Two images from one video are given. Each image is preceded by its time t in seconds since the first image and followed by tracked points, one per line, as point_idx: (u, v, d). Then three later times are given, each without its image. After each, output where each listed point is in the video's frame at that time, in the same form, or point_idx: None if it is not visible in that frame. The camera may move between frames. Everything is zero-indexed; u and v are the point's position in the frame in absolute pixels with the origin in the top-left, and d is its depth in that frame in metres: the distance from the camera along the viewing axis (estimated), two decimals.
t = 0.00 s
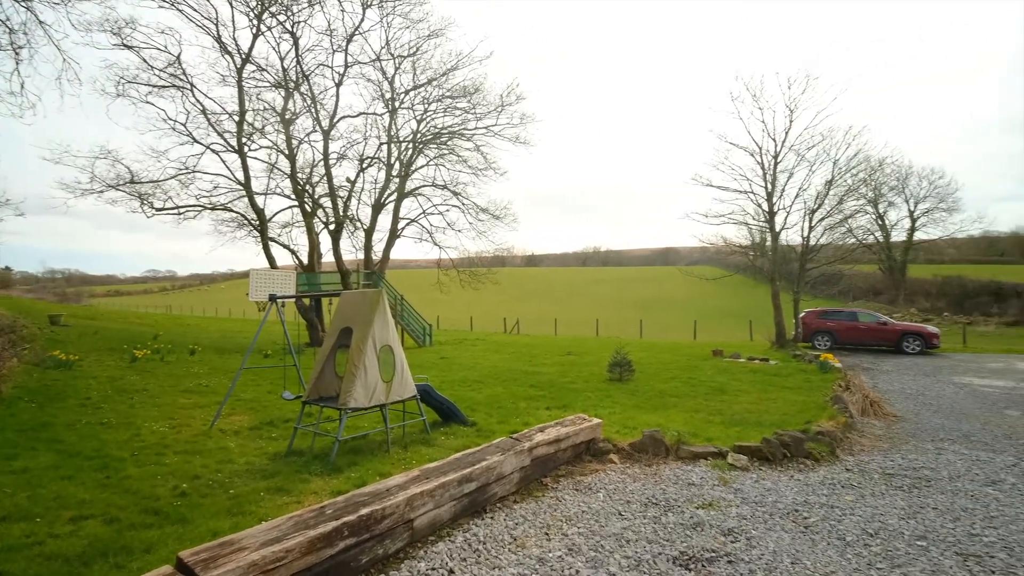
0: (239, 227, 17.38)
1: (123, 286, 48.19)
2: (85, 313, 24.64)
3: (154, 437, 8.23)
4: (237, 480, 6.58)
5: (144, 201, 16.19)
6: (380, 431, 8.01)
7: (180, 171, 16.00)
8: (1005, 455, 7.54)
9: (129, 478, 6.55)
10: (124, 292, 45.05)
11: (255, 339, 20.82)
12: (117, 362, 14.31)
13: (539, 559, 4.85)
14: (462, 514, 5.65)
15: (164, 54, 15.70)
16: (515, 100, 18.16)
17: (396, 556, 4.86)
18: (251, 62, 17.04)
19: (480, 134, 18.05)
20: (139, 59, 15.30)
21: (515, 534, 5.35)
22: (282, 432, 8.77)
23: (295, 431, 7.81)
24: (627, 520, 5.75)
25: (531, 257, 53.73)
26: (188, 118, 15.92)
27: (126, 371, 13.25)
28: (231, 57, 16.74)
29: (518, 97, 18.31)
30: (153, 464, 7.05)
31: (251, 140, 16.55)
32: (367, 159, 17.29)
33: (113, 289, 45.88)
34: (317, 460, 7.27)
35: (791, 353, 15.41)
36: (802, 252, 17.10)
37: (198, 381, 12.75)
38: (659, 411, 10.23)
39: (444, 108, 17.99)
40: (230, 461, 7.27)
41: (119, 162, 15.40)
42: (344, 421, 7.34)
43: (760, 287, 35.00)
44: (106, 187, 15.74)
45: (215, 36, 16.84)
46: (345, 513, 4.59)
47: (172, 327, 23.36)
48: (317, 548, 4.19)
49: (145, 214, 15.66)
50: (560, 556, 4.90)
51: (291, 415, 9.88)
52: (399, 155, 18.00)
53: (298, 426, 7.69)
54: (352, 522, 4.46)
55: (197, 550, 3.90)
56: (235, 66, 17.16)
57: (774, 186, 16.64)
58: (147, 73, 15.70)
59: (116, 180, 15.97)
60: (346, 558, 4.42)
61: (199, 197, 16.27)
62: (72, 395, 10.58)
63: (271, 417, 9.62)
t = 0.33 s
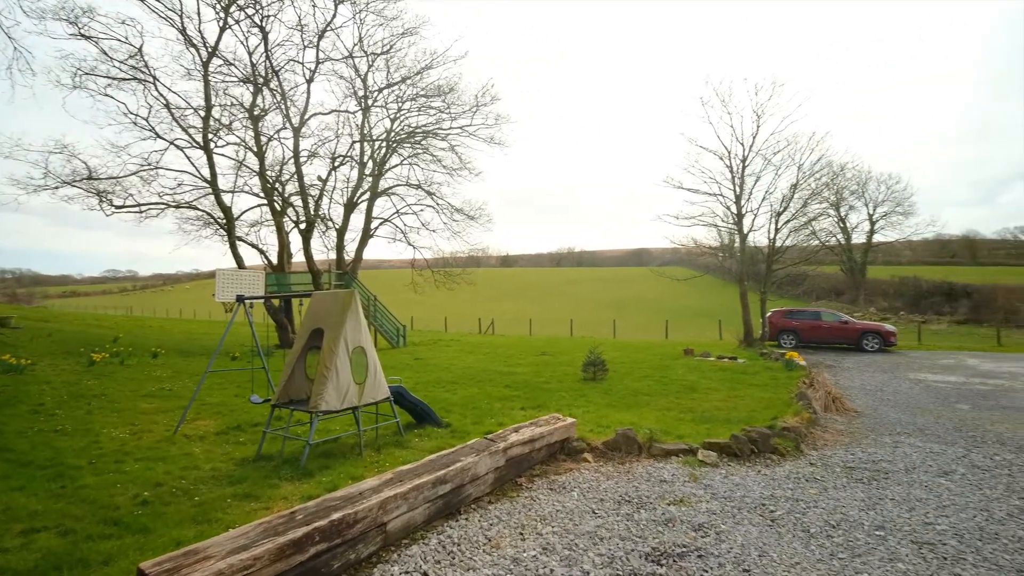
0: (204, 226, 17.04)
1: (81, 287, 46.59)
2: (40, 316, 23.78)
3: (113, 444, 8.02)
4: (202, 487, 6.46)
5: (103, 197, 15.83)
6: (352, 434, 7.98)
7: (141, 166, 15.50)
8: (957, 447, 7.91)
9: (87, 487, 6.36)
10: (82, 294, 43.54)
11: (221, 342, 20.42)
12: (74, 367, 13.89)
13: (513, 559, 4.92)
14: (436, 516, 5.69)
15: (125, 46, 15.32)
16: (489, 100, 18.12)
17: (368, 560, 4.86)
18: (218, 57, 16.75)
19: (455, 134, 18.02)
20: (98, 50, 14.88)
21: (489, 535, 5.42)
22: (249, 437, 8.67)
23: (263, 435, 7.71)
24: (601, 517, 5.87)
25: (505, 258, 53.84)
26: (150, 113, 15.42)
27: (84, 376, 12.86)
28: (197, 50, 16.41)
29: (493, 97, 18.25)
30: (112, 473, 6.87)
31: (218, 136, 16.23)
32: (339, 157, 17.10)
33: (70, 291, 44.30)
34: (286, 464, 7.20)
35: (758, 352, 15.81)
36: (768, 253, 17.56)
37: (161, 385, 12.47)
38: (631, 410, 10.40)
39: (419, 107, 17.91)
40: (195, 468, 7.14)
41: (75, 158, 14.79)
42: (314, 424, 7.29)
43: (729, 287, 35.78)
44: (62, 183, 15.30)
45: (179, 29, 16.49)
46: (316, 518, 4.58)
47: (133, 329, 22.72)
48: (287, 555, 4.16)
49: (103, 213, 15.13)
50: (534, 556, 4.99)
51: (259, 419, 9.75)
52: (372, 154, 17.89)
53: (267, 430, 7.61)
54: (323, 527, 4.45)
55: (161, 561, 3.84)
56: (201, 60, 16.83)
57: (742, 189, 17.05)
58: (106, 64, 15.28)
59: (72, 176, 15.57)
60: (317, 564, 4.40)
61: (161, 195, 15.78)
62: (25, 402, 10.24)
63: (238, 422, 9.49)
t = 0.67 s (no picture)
0: (165, 224, 16.72)
1: (34, 288, 44.88)
2: None
3: (66, 453, 7.75)
4: (161, 497, 6.27)
5: (55, 192, 15.43)
6: (321, 438, 7.90)
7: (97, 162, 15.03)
8: (909, 440, 8.28)
9: (37, 498, 6.10)
10: (36, 296, 41.94)
11: (184, 344, 19.94)
12: (26, 372, 13.39)
13: (485, 560, 4.98)
14: (408, 520, 5.70)
15: (79, 35, 14.85)
16: (462, 101, 18.20)
17: (338, 567, 4.83)
18: (180, 49, 16.35)
19: (427, 133, 18.00)
20: (51, 39, 14.40)
21: (462, 537, 5.46)
22: (211, 443, 8.48)
23: (227, 442, 7.56)
24: (573, 516, 5.99)
25: (479, 259, 53.96)
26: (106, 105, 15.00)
27: (37, 383, 12.42)
28: (158, 42, 15.99)
29: (465, 98, 18.31)
30: (65, 483, 6.62)
31: (180, 131, 15.83)
32: (308, 155, 16.90)
33: (23, 293, 42.65)
34: (252, 471, 7.07)
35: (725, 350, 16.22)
36: (733, 254, 18.02)
37: (119, 391, 12.11)
38: (603, 409, 10.57)
39: (390, 105, 17.84)
40: (154, 476, 6.94)
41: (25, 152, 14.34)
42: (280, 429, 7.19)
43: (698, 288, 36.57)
44: (12, 177, 14.82)
45: (139, 20, 16.06)
46: (283, 526, 4.53)
47: (91, 332, 22.01)
48: (253, 563, 4.10)
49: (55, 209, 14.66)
50: (507, 557, 5.06)
51: (223, 425, 9.57)
52: (343, 152, 17.74)
53: (232, 436, 7.45)
54: (291, 534, 4.41)
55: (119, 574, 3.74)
56: (162, 52, 16.42)
57: (709, 192, 17.46)
58: (59, 54, 14.79)
59: (23, 169, 15.13)
60: (285, 573, 4.35)
61: (118, 191, 15.33)
62: None
63: (201, 428, 9.29)
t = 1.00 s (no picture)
0: (119, 221, 16.30)
1: None
2: None
3: (12, 464, 7.38)
4: (115, 507, 6.00)
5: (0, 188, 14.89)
6: (287, 443, 7.75)
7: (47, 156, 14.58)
8: (865, 434, 8.63)
9: None
10: None
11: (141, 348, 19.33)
12: None
13: (456, 563, 5.01)
14: (378, 523, 5.67)
15: (28, 22, 14.27)
16: (432, 99, 18.12)
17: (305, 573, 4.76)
18: (137, 38, 15.73)
19: (397, 132, 17.87)
20: None
21: (433, 540, 5.48)
22: (170, 450, 8.22)
23: (187, 448, 7.33)
24: (544, 516, 6.08)
25: (450, 259, 53.90)
26: (56, 97, 14.47)
27: None
28: (113, 31, 15.46)
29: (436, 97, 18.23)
30: (11, 495, 6.28)
31: (136, 125, 15.31)
32: (274, 152, 16.61)
33: None
34: (215, 477, 6.86)
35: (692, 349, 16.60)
36: (699, 256, 18.44)
37: (69, 398, 11.67)
38: (574, 409, 10.69)
39: (360, 103, 17.68)
40: (108, 485, 6.65)
41: None
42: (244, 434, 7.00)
43: (665, 289, 37.26)
44: None
45: (92, 8, 15.52)
46: (247, 534, 4.44)
47: (42, 336, 21.12)
48: (215, 573, 4.01)
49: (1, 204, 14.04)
50: (478, 558, 5.10)
51: (183, 431, 9.30)
52: (310, 149, 17.52)
53: (193, 441, 7.21)
54: (255, 542, 4.32)
55: None
56: (118, 41, 15.89)
57: (676, 194, 17.83)
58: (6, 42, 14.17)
59: None
60: None
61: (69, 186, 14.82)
62: None
63: (159, 435, 9.01)
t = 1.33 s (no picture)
0: (66, 218, 15.73)
1: None
2: None
3: None
4: (64, 519, 5.74)
5: None
6: (250, 448, 7.59)
7: None
8: (821, 429, 8.98)
9: None
10: None
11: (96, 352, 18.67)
12: None
13: (426, 566, 5.02)
14: (346, 529, 5.61)
15: None
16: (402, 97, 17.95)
17: None
18: (88, 26, 15.12)
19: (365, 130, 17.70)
20: None
21: (402, 544, 5.46)
22: (123, 459, 7.94)
23: (143, 456, 7.09)
24: (514, 516, 6.15)
25: (420, 259, 53.63)
26: None
27: None
28: (63, 19, 14.86)
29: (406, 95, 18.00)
30: None
31: (87, 117, 14.69)
32: (237, 149, 16.24)
33: None
34: (173, 485, 6.66)
35: (658, 348, 16.92)
36: (666, 257, 18.82)
37: (15, 406, 11.19)
38: (544, 408, 10.80)
39: (327, 100, 17.47)
40: (56, 497, 6.37)
41: None
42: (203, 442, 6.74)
43: (633, 289, 37.86)
44: None
45: None
46: (207, 543, 4.33)
47: None
48: None
49: None
50: (448, 561, 5.12)
51: (137, 439, 9.02)
52: (275, 146, 17.24)
53: (148, 450, 6.97)
54: (216, 552, 4.22)
55: None
56: (67, 30, 15.27)
57: (644, 196, 18.17)
58: None
59: None
60: None
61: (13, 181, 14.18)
62: None
63: (111, 443, 8.71)
